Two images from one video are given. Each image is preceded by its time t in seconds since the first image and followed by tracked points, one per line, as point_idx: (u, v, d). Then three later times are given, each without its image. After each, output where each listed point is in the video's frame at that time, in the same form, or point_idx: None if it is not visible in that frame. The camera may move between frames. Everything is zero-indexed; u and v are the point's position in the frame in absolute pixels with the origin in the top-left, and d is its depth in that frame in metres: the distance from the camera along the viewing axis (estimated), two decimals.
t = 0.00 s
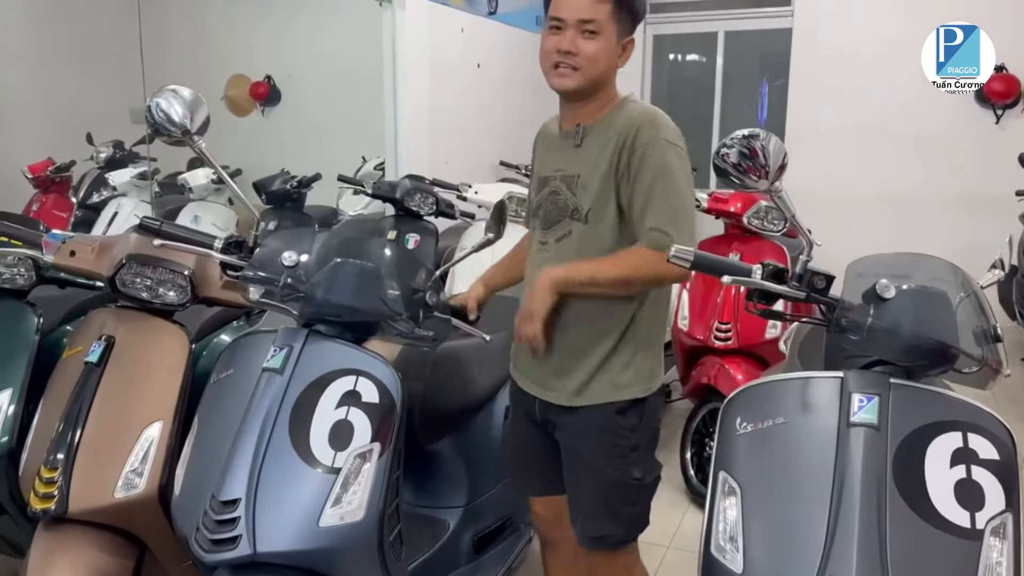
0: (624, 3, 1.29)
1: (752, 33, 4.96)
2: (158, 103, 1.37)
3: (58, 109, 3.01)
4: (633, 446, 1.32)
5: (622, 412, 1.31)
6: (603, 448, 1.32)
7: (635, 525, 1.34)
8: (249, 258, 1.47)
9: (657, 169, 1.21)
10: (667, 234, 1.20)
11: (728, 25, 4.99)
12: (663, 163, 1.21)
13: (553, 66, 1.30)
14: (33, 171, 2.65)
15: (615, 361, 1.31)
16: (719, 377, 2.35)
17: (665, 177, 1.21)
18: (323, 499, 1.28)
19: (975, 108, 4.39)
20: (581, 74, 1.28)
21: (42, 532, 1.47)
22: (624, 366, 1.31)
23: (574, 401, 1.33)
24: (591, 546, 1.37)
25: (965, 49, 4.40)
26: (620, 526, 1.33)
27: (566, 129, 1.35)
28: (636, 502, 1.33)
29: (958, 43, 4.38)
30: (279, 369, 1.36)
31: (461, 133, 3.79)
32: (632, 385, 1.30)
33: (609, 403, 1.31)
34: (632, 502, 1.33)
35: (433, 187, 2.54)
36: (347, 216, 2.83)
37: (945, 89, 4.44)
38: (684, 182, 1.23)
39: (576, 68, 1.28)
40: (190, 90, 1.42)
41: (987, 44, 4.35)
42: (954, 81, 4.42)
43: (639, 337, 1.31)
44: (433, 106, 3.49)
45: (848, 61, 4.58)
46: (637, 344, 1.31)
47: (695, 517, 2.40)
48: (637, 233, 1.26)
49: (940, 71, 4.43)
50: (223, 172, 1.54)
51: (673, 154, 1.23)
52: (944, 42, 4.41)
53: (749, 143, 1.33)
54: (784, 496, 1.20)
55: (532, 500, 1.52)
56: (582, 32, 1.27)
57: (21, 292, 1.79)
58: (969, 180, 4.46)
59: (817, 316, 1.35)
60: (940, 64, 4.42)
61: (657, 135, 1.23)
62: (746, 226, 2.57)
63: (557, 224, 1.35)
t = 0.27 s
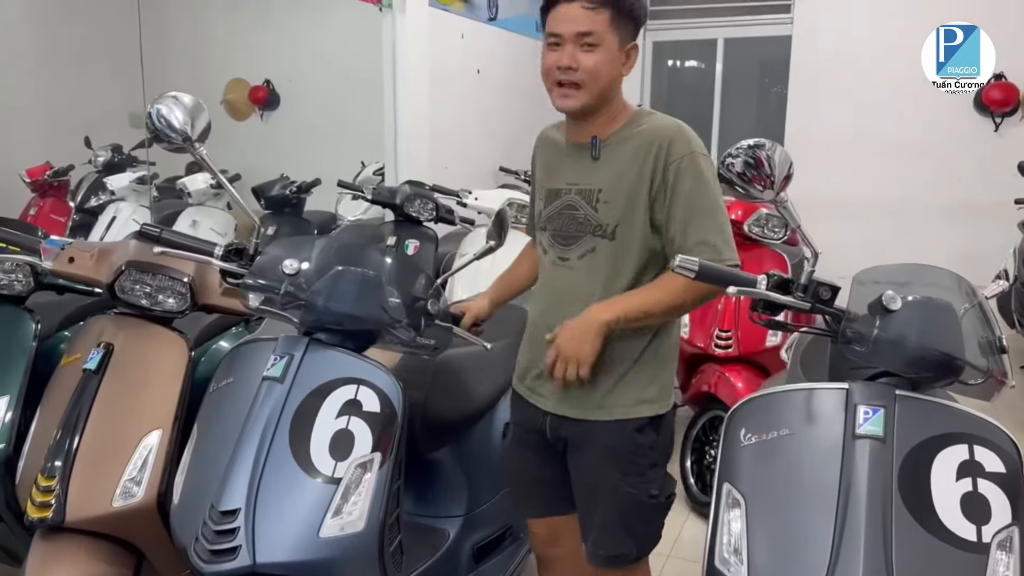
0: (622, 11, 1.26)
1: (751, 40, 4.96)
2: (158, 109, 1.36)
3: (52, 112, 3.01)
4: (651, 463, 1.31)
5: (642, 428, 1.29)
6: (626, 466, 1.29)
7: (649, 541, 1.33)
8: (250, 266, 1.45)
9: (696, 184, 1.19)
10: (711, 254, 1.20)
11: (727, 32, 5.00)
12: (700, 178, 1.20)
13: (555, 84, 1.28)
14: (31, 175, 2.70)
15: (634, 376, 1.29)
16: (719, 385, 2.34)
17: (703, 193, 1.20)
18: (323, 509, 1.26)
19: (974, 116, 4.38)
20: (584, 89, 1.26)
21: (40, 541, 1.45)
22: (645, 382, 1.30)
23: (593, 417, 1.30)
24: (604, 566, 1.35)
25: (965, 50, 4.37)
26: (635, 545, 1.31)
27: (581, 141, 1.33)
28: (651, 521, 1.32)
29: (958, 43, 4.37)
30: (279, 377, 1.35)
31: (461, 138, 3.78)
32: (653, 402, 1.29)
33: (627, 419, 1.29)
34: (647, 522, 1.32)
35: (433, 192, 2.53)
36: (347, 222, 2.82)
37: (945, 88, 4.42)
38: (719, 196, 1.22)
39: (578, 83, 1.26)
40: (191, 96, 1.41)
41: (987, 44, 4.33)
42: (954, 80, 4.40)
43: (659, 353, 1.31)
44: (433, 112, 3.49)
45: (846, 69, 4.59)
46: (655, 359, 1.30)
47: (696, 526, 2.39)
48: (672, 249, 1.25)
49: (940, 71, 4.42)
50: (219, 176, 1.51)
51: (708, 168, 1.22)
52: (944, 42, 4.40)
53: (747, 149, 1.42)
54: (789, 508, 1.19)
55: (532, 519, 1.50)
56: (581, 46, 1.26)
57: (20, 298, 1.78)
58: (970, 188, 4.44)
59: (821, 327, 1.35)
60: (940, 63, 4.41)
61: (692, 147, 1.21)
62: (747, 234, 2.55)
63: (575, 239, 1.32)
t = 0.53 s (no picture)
0: (589, 26, 1.25)
1: (748, 47, 4.98)
2: (162, 116, 1.36)
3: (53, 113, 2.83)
4: (658, 479, 1.32)
5: (645, 444, 1.31)
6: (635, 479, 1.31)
7: (653, 556, 1.34)
8: (252, 274, 1.44)
9: (679, 197, 1.19)
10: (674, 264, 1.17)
11: (725, 40, 5.01)
12: (685, 191, 1.19)
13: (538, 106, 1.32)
14: (28, 179, 2.69)
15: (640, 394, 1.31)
16: (718, 393, 2.34)
17: (683, 206, 1.19)
18: (324, 519, 1.26)
19: (970, 125, 4.39)
20: (560, 112, 1.30)
21: (38, 549, 1.44)
22: (650, 398, 1.31)
23: (597, 432, 1.33)
24: None
25: (964, 50, 4.38)
26: (639, 560, 1.32)
27: (588, 151, 1.35)
28: (656, 537, 1.33)
29: (958, 43, 4.37)
30: (281, 386, 1.34)
31: (460, 144, 3.78)
32: (657, 419, 1.31)
33: (629, 436, 1.30)
34: (654, 537, 1.33)
35: (432, 199, 2.52)
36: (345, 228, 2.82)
37: (945, 89, 4.43)
38: (705, 210, 1.20)
39: (554, 106, 1.29)
40: (194, 104, 1.41)
41: (987, 44, 4.33)
42: (954, 81, 4.41)
43: (669, 370, 1.31)
44: (431, 119, 3.49)
45: (843, 78, 4.61)
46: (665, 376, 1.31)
47: (694, 534, 2.39)
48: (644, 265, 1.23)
49: (940, 71, 4.43)
50: (221, 183, 1.51)
51: (696, 181, 1.20)
52: (944, 42, 4.40)
53: (757, 164, 1.33)
54: (791, 518, 1.19)
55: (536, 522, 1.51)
56: (548, 71, 1.28)
57: (18, 304, 1.77)
58: (966, 196, 4.46)
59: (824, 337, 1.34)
60: (940, 63, 4.42)
61: (681, 159, 1.21)
62: (746, 242, 2.55)
63: (585, 251, 1.35)
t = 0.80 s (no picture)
0: (581, 41, 1.26)
1: (746, 52, 4.99)
2: (166, 124, 1.37)
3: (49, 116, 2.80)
4: (650, 486, 1.36)
5: (634, 450, 1.35)
6: (626, 484, 1.35)
7: (648, 563, 1.37)
8: (255, 281, 1.45)
9: (625, 205, 1.18)
10: (599, 265, 1.16)
11: (723, 46, 5.03)
12: (635, 200, 1.19)
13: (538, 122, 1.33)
14: (27, 183, 2.59)
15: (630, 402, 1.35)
16: (717, 398, 2.34)
17: (627, 213, 1.18)
18: (326, 526, 1.26)
19: (967, 130, 4.41)
20: (559, 126, 1.30)
21: (39, 556, 1.44)
22: (640, 406, 1.35)
23: (590, 436, 1.38)
24: None
25: (965, 49, 4.39)
26: (631, 564, 1.36)
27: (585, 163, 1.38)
28: (647, 544, 1.36)
29: (958, 42, 4.38)
30: (283, 393, 1.35)
31: (458, 148, 3.78)
32: (647, 426, 1.34)
33: (618, 441, 1.35)
34: (643, 542, 1.36)
35: (431, 205, 2.49)
36: (344, 233, 2.82)
37: (945, 88, 4.44)
38: (651, 219, 1.19)
39: (552, 121, 1.30)
40: (198, 112, 1.42)
41: (987, 44, 4.33)
42: (954, 80, 4.41)
43: (661, 378, 1.34)
44: (430, 126, 3.51)
45: (840, 83, 4.63)
46: (657, 385, 1.34)
47: (693, 539, 2.40)
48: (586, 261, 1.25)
49: (940, 70, 4.44)
50: (228, 194, 1.51)
51: (650, 190, 1.19)
52: (944, 42, 4.41)
53: (758, 172, 1.34)
54: (791, 525, 1.19)
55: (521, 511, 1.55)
56: (543, 85, 1.29)
57: (19, 310, 1.78)
58: (963, 202, 4.47)
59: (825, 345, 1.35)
60: (940, 63, 4.43)
61: (637, 169, 1.20)
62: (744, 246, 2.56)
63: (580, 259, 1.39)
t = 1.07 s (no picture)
0: (588, 44, 1.36)
1: (742, 58, 5.00)
2: (164, 133, 1.38)
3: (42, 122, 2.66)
4: (628, 476, 1.37)
5: (614, 442, 1.36)
6: (605, 476, 1.36)
7: (627, 555, 1.38)
8: (253, 289, 1.46)
9: (646, 201, 1.26)
10: (655, 262, 1.24)
11: (719, 51, 5.04)
12: (652, 197, 1.27)
13: (534, 117, 1.37)
14: (23, 189, 2.55)
15: (610, 393, 1.37)
16: (713, 404, 2.34)
17: (652, 210, 1.26)
18: (324, 533, 1.27)
19: (962, 136, 4.43)
20: (562, 119, 1.35)
21: (37, 563, 1.44)
22: (621, 397, 1.37)
23: (570, 430, 1.38)
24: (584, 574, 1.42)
25: (965, 50, 4.39)
26: (612, 557, 1.37)
27: (560, 168, 1.43)
28: (627, 533, 1.38)
29: (958, 43, 4.39)
30: (281, 401, 1.36)
31: (455, 153, 3.79)
32: (628, 416, 1.36)
33: (599, 432, 1.36)
34: (624, 533, 1.37)
35: (429, 211, 2.48)
36: (340, 238, 2.83)
37: (945, 88, 4.45)
38: (672, 217, 1.27)
39: (557, 114, 1.35)
40: (197, 121, 1.43)
41: (987, 44, 4.34)
42: (954, 81, 4.42)
43: (640, 370, 1.37)
44: (427, 131, 3.52)
45: (836, 88, 4.65)
46: (635, 376, 1.37)
47: (688, 544, 2.41)
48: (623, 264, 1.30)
49: (940, 71, 4.45)
50: (224, 200, 1.50)
51: (661, 188, 1.28)
52: (945, 42, 4.42)
53: (753, 181, 1.35)
54: (787, 532, 1.20)
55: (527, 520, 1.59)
56: (552, 80, 1.35)
57: (18, 317, 1.78)
58: (958, 207, 4.50)
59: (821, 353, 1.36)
60: (940, 63, 4.44)
61: (646, 169, 1.29)
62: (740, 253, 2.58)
63: (556, 261, 1.42)
